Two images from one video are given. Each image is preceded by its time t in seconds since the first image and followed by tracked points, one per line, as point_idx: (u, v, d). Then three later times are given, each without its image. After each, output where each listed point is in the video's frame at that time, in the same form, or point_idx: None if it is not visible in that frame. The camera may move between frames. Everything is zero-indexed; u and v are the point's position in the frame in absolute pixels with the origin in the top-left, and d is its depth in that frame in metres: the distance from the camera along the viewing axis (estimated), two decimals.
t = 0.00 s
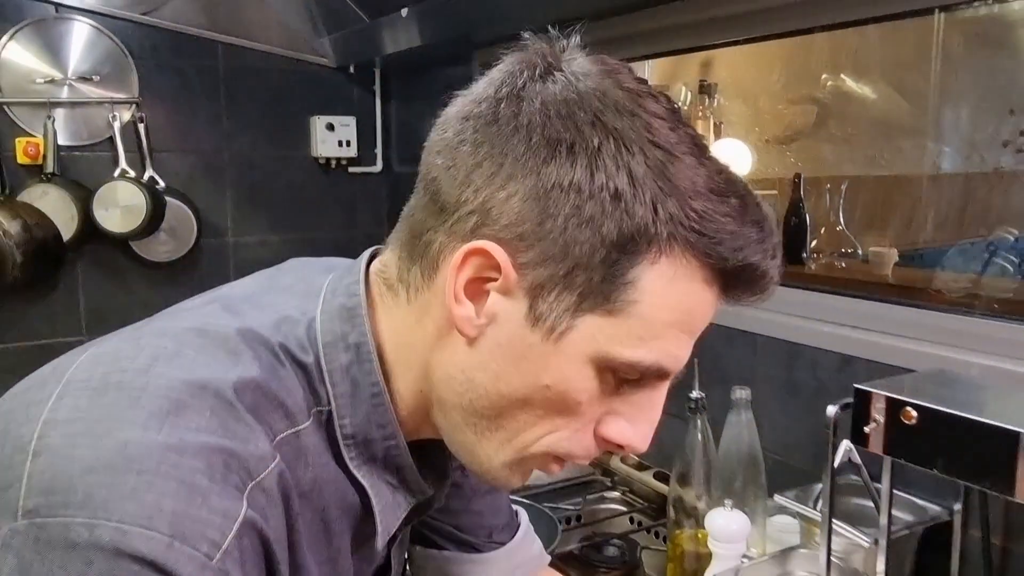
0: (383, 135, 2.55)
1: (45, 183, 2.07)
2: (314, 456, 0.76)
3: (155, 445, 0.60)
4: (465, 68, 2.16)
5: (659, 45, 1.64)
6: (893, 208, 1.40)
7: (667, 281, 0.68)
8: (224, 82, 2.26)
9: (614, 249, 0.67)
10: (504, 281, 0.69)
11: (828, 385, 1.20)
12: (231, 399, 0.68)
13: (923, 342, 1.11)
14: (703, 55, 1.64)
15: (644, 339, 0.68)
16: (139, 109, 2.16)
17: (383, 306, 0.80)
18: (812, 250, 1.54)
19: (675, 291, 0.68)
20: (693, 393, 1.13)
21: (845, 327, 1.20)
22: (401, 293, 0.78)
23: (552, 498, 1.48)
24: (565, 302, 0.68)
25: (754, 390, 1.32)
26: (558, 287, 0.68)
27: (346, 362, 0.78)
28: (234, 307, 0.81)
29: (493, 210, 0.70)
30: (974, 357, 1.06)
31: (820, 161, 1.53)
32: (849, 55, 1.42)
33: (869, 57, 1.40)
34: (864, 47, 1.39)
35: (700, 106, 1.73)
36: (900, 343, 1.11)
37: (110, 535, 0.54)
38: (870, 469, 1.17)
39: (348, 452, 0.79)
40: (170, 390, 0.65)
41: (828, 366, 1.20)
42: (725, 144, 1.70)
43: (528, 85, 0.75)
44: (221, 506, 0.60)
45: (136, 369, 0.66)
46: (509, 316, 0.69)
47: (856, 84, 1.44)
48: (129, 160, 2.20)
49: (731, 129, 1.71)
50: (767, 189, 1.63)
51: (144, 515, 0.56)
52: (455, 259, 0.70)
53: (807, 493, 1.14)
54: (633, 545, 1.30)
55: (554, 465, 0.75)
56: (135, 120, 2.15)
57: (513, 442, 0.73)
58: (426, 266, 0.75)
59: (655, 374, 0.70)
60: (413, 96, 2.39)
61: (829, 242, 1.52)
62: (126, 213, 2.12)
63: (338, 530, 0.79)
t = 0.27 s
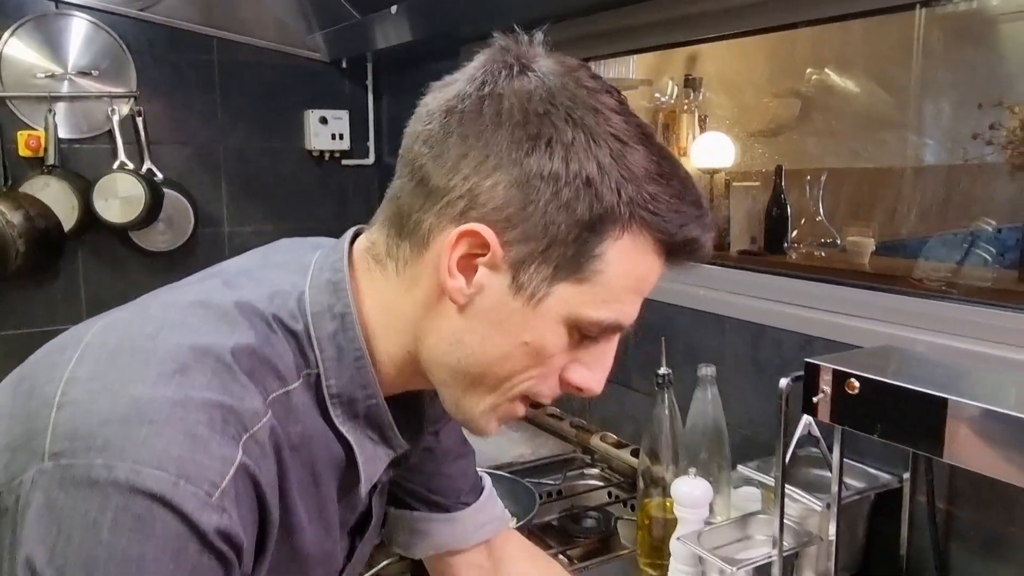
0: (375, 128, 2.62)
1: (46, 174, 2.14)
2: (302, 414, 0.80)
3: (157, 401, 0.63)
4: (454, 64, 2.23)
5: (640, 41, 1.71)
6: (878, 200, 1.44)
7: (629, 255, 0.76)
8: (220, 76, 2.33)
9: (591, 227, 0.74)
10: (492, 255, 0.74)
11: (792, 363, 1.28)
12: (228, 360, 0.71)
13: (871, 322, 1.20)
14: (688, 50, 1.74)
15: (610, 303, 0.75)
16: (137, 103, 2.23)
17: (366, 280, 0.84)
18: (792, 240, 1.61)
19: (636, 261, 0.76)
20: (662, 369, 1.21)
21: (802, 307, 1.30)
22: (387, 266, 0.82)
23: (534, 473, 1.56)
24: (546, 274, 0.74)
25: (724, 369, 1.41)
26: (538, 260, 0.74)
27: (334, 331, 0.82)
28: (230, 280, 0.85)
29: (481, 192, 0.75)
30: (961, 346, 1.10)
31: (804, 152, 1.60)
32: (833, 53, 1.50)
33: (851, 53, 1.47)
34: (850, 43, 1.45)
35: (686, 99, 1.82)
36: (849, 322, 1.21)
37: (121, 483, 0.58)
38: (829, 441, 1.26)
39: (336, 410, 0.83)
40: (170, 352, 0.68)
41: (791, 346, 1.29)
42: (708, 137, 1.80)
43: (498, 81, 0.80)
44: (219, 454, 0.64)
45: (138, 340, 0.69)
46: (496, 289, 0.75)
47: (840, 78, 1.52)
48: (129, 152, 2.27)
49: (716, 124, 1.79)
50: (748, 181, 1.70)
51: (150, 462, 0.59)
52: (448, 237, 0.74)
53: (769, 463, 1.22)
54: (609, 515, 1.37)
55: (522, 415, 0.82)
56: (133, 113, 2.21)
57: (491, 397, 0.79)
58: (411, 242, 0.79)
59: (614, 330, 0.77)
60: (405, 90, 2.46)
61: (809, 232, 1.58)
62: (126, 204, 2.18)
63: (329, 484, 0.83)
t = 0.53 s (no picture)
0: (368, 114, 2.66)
1: (43, 159, 2.18)
2: (263, 311, 0.87)
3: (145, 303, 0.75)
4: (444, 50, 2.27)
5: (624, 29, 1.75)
6: (863, 186, 1.48)
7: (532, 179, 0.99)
8: (214, 63, 2.36)
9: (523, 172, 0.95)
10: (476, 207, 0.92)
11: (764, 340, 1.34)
12: (199, 270, 0.82)
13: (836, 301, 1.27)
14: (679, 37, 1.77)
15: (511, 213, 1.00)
16: (132, 89, 2.27)
17: (330, 218, 0.91)
18: (778, 226, 1.64)
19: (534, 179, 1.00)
20: (636, 346, 1.27)
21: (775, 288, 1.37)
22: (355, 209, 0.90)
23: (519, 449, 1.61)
24: (491, 208, 0.95)
25: (702, 345, 1.46)
26: (495, 197, 0.94)
27: (288, 249, 0.89)
28: (186, 213, 0.93)
29: (462, 160, 0.88)
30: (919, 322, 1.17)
31: (794, 137, 1.61)
32: (821, 39, 1.53)
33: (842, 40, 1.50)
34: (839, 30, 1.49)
35: (675, 86, 1.86)
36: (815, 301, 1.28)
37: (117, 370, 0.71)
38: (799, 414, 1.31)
39: (291, 310, 0.90)
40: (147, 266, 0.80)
41: (764, 323, 1.35)
42: (694, 125, 1.83)
43: (450, 56, 0.88)
44: (206, 338, 0.76)
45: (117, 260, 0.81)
46: (464, 226, 0.94)
47: (827, 65, 1.55)
48: (124, 137, 2.31)
49: (705, 112, 1.81)
50: (736, 169, 1.73)
51: (138, 348, 0.72)
52: (443, 195, 0.90)
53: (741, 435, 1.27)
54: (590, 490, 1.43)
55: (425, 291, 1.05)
56: (128, 99, 2.25)
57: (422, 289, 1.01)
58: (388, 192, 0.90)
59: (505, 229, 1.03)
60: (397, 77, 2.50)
61: (792, 217, 1.61)
62: (122, 189, 2.21)
63: (294, 372, 0.91)
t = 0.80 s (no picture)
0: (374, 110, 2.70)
1: (56, 153, 2.23)
2: (240, 245, 1.05)
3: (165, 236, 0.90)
4: (449, 47, 2.30)
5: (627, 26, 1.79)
6: (867, 185, 1.50)
7: (429, 133, 1.18)
8: (223, 60, 2.40)
9: (421, 119, 1.14)
10: (384, 146, 1.10)
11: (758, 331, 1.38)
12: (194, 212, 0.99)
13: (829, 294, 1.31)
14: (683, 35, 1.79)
15: (419, 163, 1.19)
16: (143, 85, 2.31)
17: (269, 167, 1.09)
18: (780, 222, 1.64)
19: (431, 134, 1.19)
20: (633, 336, 1.30)
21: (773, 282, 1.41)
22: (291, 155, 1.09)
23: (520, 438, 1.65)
24: (402, 149, 1.13)
25: (699, 337, 1.50)
26: (399, 142, 1.12)
27: (250, 193, 1.08)
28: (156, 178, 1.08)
29: (368, 111, 1.07)
30: (922, 318, 1.20)
31: (796, 135, 1.67)
32: (824, 38, 1.57)
33: (844, 39, 1.54)
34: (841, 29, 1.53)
35: (678, 83, 1.90)
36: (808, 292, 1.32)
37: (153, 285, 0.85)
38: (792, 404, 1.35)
39: (260, 244, 1.09)
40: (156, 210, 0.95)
41: (759, 314, 1.39)
42: (699, 121, 1.88)
43: (347, 32, 1.09)
44: (217, 266, 0.92)
45: (128, 209, 0.96)
46: (380, 164, 1.12)
47: (831, 63, 1.60)
48: (136, 132, 2.35)
49: (708, 108, 1.86)
50: (738, 165, 1.76)
51: (169, 269, 0.87)
52: (354, 135, 1.07)
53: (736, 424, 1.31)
54: (589, 476, 1.47)
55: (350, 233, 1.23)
56: (140, 94, 2.29)
57: (353, 227, 1.18)
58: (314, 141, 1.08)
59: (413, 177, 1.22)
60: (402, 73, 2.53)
61: (792, 214, 1.63)
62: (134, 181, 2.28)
63: (260, 293, 1.09)
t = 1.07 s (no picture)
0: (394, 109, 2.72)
1: (83, 151, 2.26)
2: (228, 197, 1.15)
3: (160, 165, 1.05)
4: (468, 47, 2.32)
5: (647, 25, 1.80)
6: (889, 184, 1.49)
7: (388, 133, 1.23)
8: (245, 60, 2.44)
9: (376, 112, 1.19)
10: (337, 131, 1.16)
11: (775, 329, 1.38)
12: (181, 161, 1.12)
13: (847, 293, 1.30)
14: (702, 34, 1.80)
15: (383, 157, 1.24)
16: (167, 85, 2.35)
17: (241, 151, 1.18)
18: (799, 221, 1.64)
19: (392, 135, 1.24)
20: (648, 333, 1.31)
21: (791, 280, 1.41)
22: (260, 140, 1.18)
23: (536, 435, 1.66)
24: (358, 138, 1.18)
25: (715, 334, 1.51)
26: (352, 132, 1.17)
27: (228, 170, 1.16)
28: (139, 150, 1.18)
29: (320, 101, 1.14)
30: (942, 316, 1.19)
31: (818, 133, 1.70)
32: (847, 36, 1.57)
33: (864, 38, 1.55)
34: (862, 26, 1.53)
35: (698, 82, 1.90)
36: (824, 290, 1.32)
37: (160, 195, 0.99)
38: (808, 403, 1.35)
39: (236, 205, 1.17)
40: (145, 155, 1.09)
41: (776, 312, 1.39)
42: (718, 120, 1.87)
43: (311, 41, 1.19)
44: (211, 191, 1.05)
45: (134, 163, 1.07)
46: (336, 150, 1.17)
47: (854, 62, 1.62)
48: (160, 131, 2.39)
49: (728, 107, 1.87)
50: (758, 164, 1.76)
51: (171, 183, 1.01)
52: (308, 120, 1.15)
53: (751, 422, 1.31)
54: (605, 473, 1.48)
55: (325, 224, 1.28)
56: (164, 94, 2.33)
57: (322, 211, 1.24)
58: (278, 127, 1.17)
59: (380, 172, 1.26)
60: (422, 73, 2.55)
61: (812, 214, 1.63)
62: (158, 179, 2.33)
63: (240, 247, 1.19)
